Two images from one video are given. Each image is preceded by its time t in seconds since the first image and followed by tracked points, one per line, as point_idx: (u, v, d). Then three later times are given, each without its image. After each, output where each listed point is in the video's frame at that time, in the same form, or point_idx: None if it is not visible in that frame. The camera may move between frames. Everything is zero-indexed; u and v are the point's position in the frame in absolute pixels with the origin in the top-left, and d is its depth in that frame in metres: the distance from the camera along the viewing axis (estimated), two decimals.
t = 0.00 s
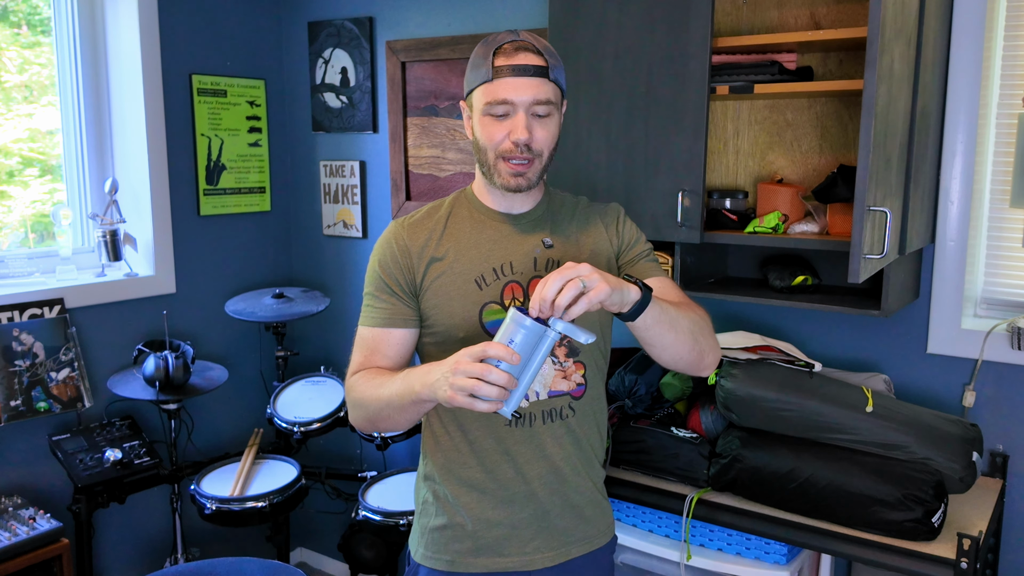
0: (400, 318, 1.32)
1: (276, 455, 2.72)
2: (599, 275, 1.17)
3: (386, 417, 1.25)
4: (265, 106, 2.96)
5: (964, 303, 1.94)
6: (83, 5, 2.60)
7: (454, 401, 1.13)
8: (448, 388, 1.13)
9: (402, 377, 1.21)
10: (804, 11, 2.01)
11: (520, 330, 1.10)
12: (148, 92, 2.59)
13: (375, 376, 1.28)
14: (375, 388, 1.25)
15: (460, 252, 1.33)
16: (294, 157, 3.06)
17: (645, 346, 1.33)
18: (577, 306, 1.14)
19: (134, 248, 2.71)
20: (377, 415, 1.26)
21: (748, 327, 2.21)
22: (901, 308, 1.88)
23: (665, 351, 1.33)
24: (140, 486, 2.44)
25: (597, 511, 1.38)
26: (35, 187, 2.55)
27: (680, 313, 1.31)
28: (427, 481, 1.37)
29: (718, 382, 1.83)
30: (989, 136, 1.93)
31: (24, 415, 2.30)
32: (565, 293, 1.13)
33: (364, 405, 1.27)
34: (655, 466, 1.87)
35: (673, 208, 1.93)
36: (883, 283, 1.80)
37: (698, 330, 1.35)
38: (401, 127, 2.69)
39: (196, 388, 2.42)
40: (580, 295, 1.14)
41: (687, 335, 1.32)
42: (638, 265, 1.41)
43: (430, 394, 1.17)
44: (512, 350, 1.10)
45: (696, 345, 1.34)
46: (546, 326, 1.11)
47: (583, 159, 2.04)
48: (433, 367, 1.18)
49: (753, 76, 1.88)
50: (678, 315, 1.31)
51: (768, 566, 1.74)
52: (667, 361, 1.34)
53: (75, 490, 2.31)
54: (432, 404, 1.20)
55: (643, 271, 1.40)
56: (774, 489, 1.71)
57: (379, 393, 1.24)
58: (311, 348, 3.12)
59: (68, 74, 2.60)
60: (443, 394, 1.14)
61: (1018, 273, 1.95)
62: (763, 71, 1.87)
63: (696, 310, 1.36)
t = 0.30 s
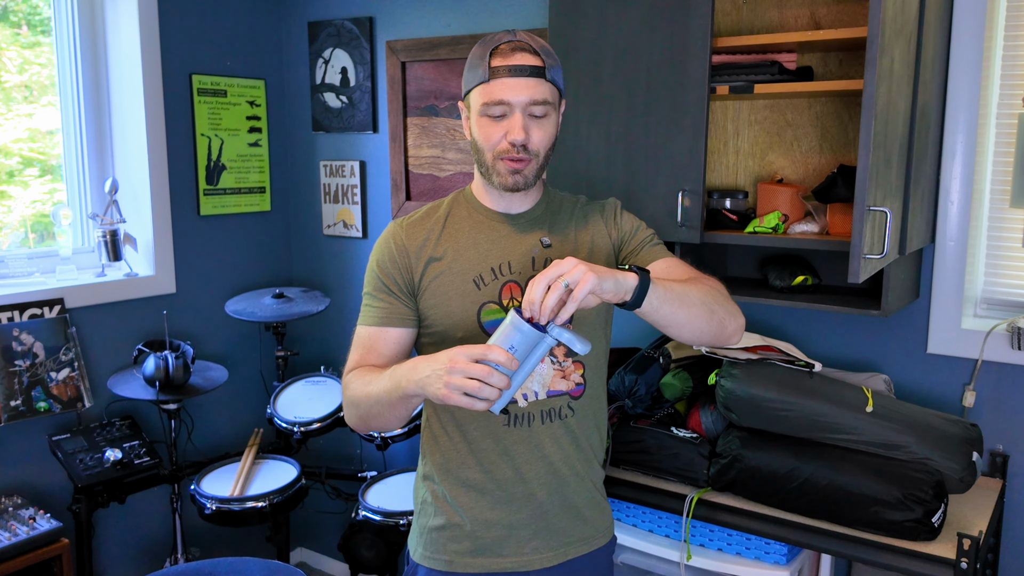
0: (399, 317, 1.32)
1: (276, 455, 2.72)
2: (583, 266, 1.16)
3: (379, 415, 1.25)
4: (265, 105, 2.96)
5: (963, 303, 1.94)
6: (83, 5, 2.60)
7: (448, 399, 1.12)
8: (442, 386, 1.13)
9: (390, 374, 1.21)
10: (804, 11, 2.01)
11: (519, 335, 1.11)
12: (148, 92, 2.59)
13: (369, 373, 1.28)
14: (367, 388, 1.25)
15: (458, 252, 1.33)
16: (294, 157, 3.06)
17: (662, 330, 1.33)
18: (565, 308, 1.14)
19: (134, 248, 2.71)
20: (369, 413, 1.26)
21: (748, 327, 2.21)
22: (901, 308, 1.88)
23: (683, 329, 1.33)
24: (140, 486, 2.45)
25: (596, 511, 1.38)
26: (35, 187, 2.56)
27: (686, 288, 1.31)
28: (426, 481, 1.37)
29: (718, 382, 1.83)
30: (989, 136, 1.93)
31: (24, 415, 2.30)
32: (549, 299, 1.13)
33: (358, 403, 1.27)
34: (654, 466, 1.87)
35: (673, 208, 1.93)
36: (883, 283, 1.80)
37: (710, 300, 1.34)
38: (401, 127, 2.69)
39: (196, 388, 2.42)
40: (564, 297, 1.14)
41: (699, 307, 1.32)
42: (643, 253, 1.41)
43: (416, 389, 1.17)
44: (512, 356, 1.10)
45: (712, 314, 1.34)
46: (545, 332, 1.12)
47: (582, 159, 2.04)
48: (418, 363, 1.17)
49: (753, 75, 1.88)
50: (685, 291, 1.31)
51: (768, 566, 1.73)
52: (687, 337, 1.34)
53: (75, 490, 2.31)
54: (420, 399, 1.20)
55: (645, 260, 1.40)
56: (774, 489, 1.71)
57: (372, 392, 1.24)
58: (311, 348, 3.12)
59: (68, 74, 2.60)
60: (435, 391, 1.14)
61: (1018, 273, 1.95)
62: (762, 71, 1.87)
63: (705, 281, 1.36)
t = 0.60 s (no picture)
0: (399, 318, 1.32)
1: (276, 455, 2.72)
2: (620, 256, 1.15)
3: (377, 419, 1.26)
4: (265, 105, 2.97)
5: (963, 303, 1.94)
6: (83, 5, 2.60)
7: (439, 408, 1.12)
8: (432, 393, 1.12)
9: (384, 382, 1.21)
10: (804, 11, 2.01)
11: (501, 341, 1.07)
12: (148, 92, 2.59)
13: (364, 377, 1.28)
14: (363, 389, 1.25)
15: (457, 253, 1.34)
16: (295, 157, 3.06)
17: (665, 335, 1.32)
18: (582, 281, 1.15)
19: (134, 248, 2.71)
20: (367, 417, 1.26)
21: (748, 327, 2.21)
22: (901, 308, 1.88)
23: (684, 335, 1.32)
24: (140, 486, 2.45)
25: (597, 511, 1.38)
26: (35, 187, 2.56)
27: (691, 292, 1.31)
28: (426, 480, 1.37)
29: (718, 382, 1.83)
30: (990, 136, 1.93)
31: (24, 414, 2.30)
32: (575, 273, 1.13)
33: (355, 407, 1.27)
34: (654, 466, 1.87)
35: (673, 208, 1.93)
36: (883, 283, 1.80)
37: (713, 307, 1.34)
38: (401, 127, 2.69)
39: (196, 388, 2.42)
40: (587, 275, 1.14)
41: (703, 314, 1.32)
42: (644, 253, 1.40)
43: (409, 401, 1.17)
44: (497, 365, 1.08)
45: (715, 322, 1.34)
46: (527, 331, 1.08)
47: (582, 159, 2.04)
48: (411, 370, 1.18)
49: (753, 75, 1.88)
50: (691, 295, 1.31)
51: (768, 566, 1.73)
52: (690, 343, 1.33)
53: (75, 490, 2.31)
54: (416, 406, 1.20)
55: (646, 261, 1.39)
56: (774, 489, 1.71)
57: (368, 394, 1.24)
58: (311, 348, 3.12)
59: (68, 74, 2.60)
60: (427, 399, 1.13)
61: (1018, 273, 1.95)
62: (762, 71, 1.87)
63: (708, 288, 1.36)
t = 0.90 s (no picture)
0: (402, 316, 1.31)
1: (276, 455, 2.72)
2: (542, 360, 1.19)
3: (385, 416, 1.25)
4: (265, 105, 2.97)
5: (963, 303, 1.94)
6: (83, 5, 2.60)
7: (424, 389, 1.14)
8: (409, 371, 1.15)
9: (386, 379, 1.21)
10: (804, 11, 2.01)
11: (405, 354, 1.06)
12: (148, 92, 2.59)
13: (371, 377, 1.28)
14: (366, 387, 1.26)
15: (459, 253, 1.34)
16: (295, 157, 3.06)
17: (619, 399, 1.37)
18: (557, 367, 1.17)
19: (134, 248, 2.71)
20: (377, 416, 1.26)
21: (749, 327, 2.21)
22: (901, 309, 1.88)
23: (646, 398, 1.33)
24: (140, 486, 2.45)
25: (595, 512, 1.38)
26: (35, 187, 2.55)
27: (662, 375, 1.31)
28: (425, 480, 1.37)
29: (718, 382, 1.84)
30: (989, 136, 1.93)
31: (24, 415, 2.30)
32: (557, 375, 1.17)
33: (362, 406, 1.26)
34: (654, 466, 1.88)
35: (674, 208, 1.93)
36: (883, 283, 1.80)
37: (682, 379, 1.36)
38: (401, 127, 2.69)
39: (196, 388, 2.42)
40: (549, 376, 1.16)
41: (667, 394, 1.34)
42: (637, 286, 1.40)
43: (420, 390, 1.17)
44: (433, 357, 1.08)
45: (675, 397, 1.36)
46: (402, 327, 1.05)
47: (583, 159, 2.04)
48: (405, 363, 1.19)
49: (753, 75, 1.88)
50: (660, 377, 1.31)
51: (768, 566, 1.73)
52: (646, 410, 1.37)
53: (75, 490, 2.31)
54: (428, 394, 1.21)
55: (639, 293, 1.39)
56: (774, 489, 1.71)
57: (372, 393, 1.24)
58: (311, 348, 3.12)
59: (68, 74, 2.60)
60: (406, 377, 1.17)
61: (1018, 273, 1.95)
62: (762, 71, 1.88)
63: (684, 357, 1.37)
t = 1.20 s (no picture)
0: (405, 314, 1.31)
1: (276, 455, 2.72)
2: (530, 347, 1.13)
3: (388, 413, 1.25)
4: (265, 106, 2.97)
5: (963, 303, 1.94)
6: (83, 5, 2.60)
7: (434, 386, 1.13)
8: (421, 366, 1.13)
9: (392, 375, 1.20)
10: (804, 11, 2.01)
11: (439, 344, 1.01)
12: (148, 92, 2.59)
13: (373, 373, 1.27)
14: (371, 384, 1.25)
15: (461, 253, 1.34)
16: (295, 157, 3.06)
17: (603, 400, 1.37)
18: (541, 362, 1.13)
19: (134, 248, 2.71)
20: (379, 413, 1.25)
21: (748, 328, 2.21)
22: (901, 309, 1.88)
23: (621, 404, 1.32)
24: (140, 486, 2.45)
25: (595, 512, 1.38)
26: (35, 187, 2.56)
27: (640, 376, 1.29)
28: (424, 480, 1.37)
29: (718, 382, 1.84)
30: (989, 136, 1.93)
31: (24, 415, 2.30)
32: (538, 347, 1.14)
33: (363, 403, 1.26)
34: (654, 466, 1.88)
35: (673, 208, 1.93)
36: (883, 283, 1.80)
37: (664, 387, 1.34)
38: (401, 127, 2.69)
39: (196, 388, 2.42)
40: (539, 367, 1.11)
41: (645, 396, 1.32)
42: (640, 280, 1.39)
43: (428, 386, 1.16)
44: (462, 356, 1.04)
45: (654, 401, 1.34)
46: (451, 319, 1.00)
47: (582, 159, 2.04)
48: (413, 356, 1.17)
49: (753, 75, 1.88)
50: (638, 378, 1.29)
51: (768, 566, 1.73)
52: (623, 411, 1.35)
53: (75, 490, 2.31)
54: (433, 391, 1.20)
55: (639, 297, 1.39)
56: (774, 489, 1.71)
57: (376, 388, 1.23)
58: (311, 348, 3.12)
59: (68, 74, 2.60)
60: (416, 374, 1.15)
61: (1018, 273, 1.95)
62: (762, 71, 1.88)
63: (668, 360, 1.34)
